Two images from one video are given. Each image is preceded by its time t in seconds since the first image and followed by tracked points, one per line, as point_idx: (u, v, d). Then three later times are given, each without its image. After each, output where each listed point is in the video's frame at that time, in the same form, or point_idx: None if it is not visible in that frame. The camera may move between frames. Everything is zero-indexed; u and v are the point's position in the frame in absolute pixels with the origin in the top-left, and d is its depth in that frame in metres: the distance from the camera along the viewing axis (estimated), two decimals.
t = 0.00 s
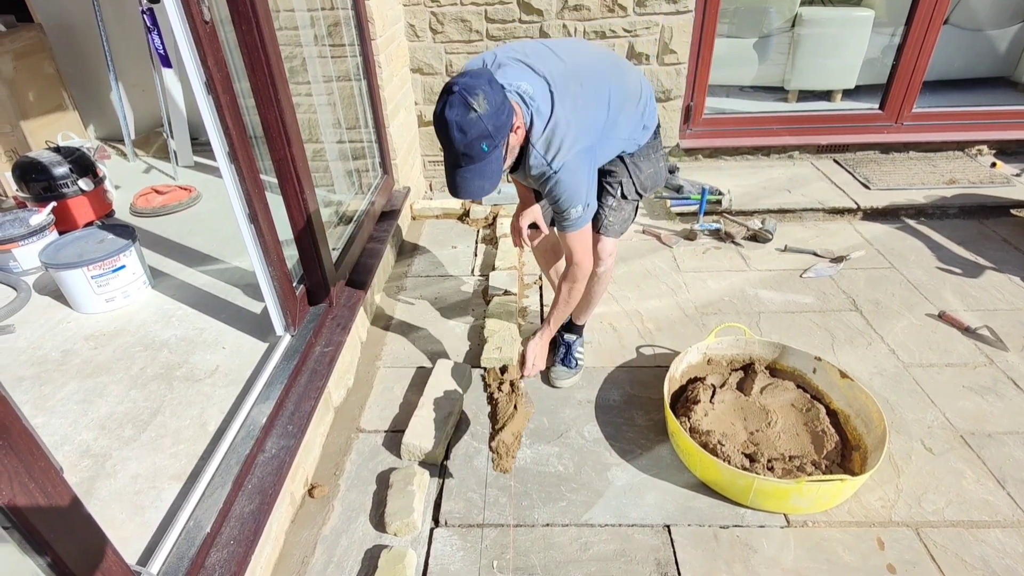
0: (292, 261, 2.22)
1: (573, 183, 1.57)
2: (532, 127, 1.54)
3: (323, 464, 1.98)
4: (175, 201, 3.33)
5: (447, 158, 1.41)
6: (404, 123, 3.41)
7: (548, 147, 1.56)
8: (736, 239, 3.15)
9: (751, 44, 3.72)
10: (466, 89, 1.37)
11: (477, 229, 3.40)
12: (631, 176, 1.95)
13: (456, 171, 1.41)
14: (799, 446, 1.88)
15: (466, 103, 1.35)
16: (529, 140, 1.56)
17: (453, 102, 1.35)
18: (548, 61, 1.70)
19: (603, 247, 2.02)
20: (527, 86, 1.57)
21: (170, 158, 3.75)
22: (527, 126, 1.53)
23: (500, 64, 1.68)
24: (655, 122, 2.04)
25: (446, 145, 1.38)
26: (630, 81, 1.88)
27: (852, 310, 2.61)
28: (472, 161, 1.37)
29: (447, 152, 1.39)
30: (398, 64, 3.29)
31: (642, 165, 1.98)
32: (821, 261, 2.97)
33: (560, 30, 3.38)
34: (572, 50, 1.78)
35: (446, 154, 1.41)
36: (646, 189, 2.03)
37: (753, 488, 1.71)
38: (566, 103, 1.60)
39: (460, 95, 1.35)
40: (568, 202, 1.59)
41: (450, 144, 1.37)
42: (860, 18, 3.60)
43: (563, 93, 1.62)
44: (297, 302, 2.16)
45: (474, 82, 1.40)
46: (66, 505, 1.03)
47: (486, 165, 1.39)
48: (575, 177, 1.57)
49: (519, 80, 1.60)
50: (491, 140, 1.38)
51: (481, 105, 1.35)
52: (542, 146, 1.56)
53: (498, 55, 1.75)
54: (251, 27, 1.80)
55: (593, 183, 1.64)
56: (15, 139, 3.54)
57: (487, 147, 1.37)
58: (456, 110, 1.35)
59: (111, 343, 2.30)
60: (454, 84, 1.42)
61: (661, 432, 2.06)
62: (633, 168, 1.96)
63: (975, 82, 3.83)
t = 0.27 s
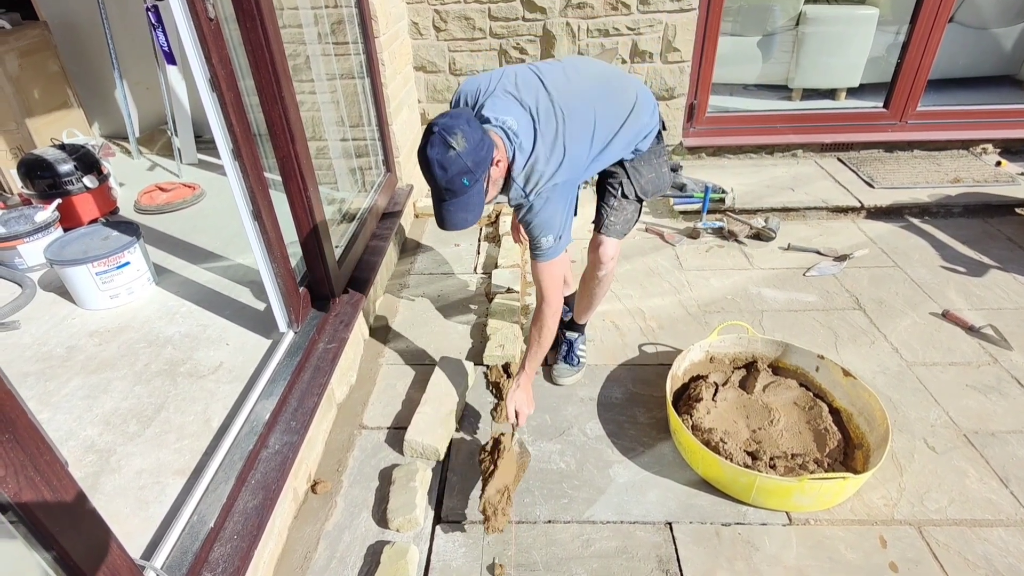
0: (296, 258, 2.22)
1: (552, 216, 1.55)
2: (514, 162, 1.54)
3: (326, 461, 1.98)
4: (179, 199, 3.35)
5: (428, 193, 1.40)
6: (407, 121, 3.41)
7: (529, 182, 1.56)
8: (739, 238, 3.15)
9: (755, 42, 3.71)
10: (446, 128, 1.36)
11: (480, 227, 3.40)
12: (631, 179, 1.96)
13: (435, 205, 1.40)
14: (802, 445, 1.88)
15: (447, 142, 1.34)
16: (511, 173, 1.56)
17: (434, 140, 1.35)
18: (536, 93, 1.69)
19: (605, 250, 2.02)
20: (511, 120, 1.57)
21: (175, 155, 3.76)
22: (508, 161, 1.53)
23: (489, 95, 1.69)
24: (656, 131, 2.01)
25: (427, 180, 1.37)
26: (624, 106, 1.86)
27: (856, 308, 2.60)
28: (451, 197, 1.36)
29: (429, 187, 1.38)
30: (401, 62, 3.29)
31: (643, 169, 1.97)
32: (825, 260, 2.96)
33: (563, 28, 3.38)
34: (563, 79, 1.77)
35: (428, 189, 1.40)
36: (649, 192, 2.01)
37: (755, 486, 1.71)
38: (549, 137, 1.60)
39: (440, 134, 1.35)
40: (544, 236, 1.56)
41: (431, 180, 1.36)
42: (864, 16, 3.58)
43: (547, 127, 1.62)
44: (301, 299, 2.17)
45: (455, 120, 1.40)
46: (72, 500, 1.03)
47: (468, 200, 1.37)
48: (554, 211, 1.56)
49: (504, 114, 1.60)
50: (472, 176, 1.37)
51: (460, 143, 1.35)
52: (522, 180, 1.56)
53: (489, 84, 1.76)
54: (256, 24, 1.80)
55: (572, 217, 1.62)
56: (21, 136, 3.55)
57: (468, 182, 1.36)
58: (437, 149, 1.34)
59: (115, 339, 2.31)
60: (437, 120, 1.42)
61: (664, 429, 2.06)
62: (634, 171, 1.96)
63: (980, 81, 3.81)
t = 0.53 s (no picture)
0: (297, 256, 2.23)
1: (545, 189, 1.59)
2: (509, 135, 1.55)
3: (327, 459, 1.99)
4: (182, 197, 3.35)
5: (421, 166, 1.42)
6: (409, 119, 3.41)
7: (524, 156, 1.57)
8: (741, 237, 3.14)
9: (758, 41, 3.70)
10: (438, 100, 1.37)
11: (482, 225, 3.40)
12: (629, 173, 1.95)
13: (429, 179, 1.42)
14: (803, 444, 1.88)
15: (439, 115, 1.35)
16: (506, 147, 1.57)
17: (427, 113, 1.36)
18: (534, 69, 1.69)
19: (602, 242, 2.03)
20: (507, 93, 1.57)
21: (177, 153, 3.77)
22: (504, 134, 1.54)
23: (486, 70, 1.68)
24: (657, 119, 2.00)
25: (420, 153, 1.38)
26: (623, 86, 1.85)
27: (858, 307, 2.60)
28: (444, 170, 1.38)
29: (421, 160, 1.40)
30: (403, 60, 3.29)
31: (641, 162, 1.96)
32: (827, 259, 2.96)
33: (565, 26, 3.38)
34: (561, 57, 1.76)
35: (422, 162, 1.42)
36: (648, 185, 2.01)
37: (755, 485, 1.71)
38: (545, 112, 1.60)
39: (433, 106, 1.36)
40: (536, 209, 1.59)
41: (425, 154, 1.37)
42: (868, 14, 3.57)
43: (543, 102, 1.61)
44: (302, 296, 2.17)
45: (448, 92, 1.40)
46: (74, 498, 1.04)
47: (462, 174, 1.39)
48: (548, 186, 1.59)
49: (500, 87, 1.59)
50: (466, 149, 1.38)
51: (452, 115, 1.35)
52: (517, 154, 1.57)
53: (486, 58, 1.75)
54: (258, 21, 1.81)
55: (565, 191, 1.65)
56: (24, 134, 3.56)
57: (462, 155, 1.37)
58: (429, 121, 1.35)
59: (118, 337, 2.32)
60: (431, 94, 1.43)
61: (665, 429, 2.06)
62: (632, 164, 1.95)
63: (984, 79, 3.79)
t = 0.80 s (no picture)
0: (299, 254, 2.23)
1: (560, 147, 1.58)
2: (515, 95, 1.55)
3: (329, 457, 1.99)
4: (184, 195, 3.36)
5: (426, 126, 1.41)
6: (411, 117, 3.41)
7: (533, 114, 1.56)
8: (743, 236, 3.14)
9: (761, 39, 3.69)
10: (443, 55, 1.38)
11: (483, 224, 3.40)
12: (629, 166, 1.95)
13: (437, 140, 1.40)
14: (804, 443, 1.88)
15: (444, 69, 1.35)
16: (513, 108, 1.57)
17: (431, 69, 1.36)
18: (534, 33, 1.70)
19: (601, 236, 2.03)
20: (508, 55, 1.57)
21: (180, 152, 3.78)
22: (509, 94, 1.54)
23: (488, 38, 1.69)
24: (655, 106, 1.99)
25: (426, 112, 1.38)
26: (625, 54, 1.85)
27: (860, 307, 2.59)
28: (451, 127, 1.37)
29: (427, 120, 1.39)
30: (405, 59, 3.29)
31: (641, 154, 1.96)
32: (829, 258, 2.95)
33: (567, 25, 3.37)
34: (560, 25, 1.77)
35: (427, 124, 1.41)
36: (647, 177, 2.01)
37: (757, 484, 1.70)
38: (549, 70, 1.59)
39: (436, 62, 1.37)
40: (559, 167, 1.61)
41: (431, 112, 1.37)
42: (871, 13, 3.56)
43: (547, 60, 1.61)
44: (303, 295, 2.17)
45: (450, 48, 1.41)
46: (76, 495, 1.04)
47: (470, 130, 1.38)
48: (562, 144, 1.58)
49: (502, 49, 1.60)
50: (472, 104, 1.38)
51: (458, 69, 1.36)
52: (525, 113, 1.56)
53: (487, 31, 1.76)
54: (260, 20, 1.81)
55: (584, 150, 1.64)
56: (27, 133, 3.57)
57: (469, 112, 1.37)
58: (433, 77, 1.35)
59: (120, 334, 2.32)
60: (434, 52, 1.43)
61: (666, 427, 2.05)
62: (632, 157, 1.95)
63: (988, 78, 3.78)
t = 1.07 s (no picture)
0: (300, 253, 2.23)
1: (581, 165, 1.52)
2: (528, 113, 1.54)
3: (330, 455, 1.99)
4: (185, 193, 3.36)
5: (444, 149, 1.41)
6: (412, 115, 3.40)
7: (547, 130, 1.54)
8: (745, 235, 3.13)
9: (763, 38, 3.68)
10: (461, 78, 1.38)
11: (485, 223, 3.39)
12: (637, 167, 1.96)
13: (456, 164, 1.40)
14: (806, 442, 1.87)
15: (462, 94, 1.35)
16: (526, 126, 1.56)
17: (449, 92, 1.36)
18: (543, 46, 1.69)
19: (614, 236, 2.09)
20: (520, 72, 1.57)
21: (181, 150, 3.78)
22: (522, 112, 1.54)
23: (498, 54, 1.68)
24: (660, 105, 2.00)
25: (444, 135, 1.37)
26: (630, 61, 1.84)
27: (862, 306, 2.58)
28: (468, 150, 1.37)
29: (444, 143, 1.39)
30: (407, 57, 3.28)
31: (648, 153, 1.97)
32: (831, 257, 2.95)
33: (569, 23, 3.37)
34: (566, 36, 1.77)
35: (444, 146, 1.41)
36: (655, 176, 2.03)
37: (758, 484, 1.70)
38: (561, 85, 1.58)
39: (455, 84, 1.36)
40: (580, 184, 1.52)
41: (448, 135, 1.37)
42: (874, 11, 3.54)
43: (558, 75, 1.60)
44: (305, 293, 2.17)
45: (468, 70, 1.41)
46: (78, 493, 1.04)
47: (487, 153, 1.38)
48: (585, 162, 1.52)
49: (513, 66, 1.59)
50: (489, 127, 1.38)
51: (477, 92, 1.36)
52: (539, 131, 1.55)
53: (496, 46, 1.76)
54: (261, 18, 1.80)
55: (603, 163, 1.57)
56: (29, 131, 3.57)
57: (486, 135, 1.37)
58: (450, 99, 1.35)
59: (122, 332, 2.32)
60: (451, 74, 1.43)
61: (667, 427, 2.05)
62: (640, 157, 1.96)
63: (991, 77, 3.76)
